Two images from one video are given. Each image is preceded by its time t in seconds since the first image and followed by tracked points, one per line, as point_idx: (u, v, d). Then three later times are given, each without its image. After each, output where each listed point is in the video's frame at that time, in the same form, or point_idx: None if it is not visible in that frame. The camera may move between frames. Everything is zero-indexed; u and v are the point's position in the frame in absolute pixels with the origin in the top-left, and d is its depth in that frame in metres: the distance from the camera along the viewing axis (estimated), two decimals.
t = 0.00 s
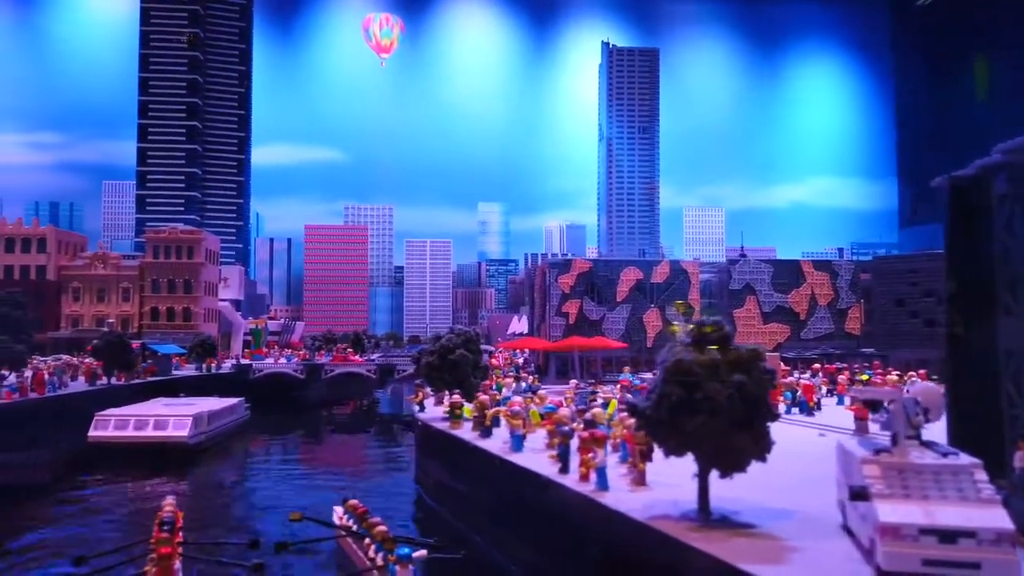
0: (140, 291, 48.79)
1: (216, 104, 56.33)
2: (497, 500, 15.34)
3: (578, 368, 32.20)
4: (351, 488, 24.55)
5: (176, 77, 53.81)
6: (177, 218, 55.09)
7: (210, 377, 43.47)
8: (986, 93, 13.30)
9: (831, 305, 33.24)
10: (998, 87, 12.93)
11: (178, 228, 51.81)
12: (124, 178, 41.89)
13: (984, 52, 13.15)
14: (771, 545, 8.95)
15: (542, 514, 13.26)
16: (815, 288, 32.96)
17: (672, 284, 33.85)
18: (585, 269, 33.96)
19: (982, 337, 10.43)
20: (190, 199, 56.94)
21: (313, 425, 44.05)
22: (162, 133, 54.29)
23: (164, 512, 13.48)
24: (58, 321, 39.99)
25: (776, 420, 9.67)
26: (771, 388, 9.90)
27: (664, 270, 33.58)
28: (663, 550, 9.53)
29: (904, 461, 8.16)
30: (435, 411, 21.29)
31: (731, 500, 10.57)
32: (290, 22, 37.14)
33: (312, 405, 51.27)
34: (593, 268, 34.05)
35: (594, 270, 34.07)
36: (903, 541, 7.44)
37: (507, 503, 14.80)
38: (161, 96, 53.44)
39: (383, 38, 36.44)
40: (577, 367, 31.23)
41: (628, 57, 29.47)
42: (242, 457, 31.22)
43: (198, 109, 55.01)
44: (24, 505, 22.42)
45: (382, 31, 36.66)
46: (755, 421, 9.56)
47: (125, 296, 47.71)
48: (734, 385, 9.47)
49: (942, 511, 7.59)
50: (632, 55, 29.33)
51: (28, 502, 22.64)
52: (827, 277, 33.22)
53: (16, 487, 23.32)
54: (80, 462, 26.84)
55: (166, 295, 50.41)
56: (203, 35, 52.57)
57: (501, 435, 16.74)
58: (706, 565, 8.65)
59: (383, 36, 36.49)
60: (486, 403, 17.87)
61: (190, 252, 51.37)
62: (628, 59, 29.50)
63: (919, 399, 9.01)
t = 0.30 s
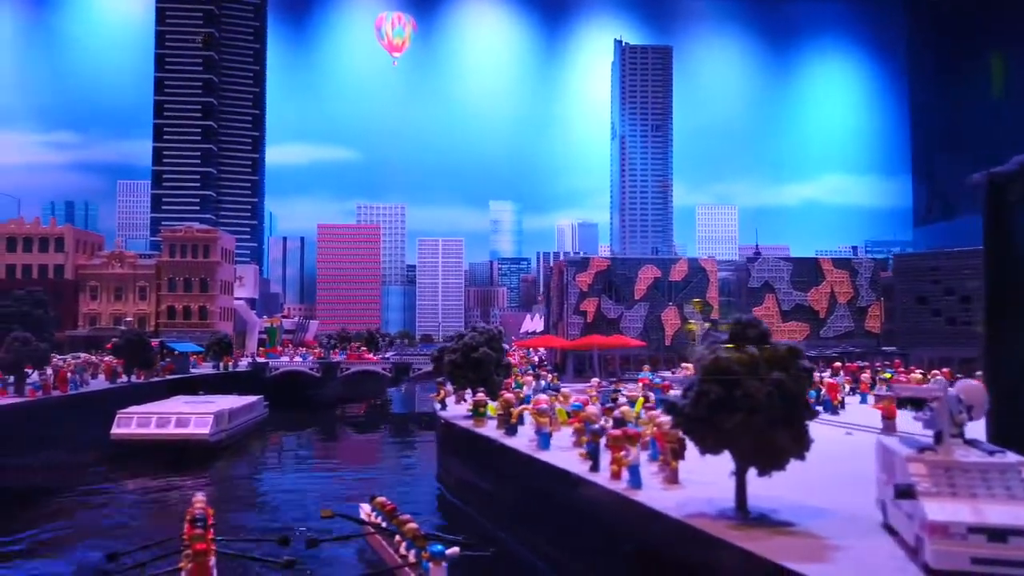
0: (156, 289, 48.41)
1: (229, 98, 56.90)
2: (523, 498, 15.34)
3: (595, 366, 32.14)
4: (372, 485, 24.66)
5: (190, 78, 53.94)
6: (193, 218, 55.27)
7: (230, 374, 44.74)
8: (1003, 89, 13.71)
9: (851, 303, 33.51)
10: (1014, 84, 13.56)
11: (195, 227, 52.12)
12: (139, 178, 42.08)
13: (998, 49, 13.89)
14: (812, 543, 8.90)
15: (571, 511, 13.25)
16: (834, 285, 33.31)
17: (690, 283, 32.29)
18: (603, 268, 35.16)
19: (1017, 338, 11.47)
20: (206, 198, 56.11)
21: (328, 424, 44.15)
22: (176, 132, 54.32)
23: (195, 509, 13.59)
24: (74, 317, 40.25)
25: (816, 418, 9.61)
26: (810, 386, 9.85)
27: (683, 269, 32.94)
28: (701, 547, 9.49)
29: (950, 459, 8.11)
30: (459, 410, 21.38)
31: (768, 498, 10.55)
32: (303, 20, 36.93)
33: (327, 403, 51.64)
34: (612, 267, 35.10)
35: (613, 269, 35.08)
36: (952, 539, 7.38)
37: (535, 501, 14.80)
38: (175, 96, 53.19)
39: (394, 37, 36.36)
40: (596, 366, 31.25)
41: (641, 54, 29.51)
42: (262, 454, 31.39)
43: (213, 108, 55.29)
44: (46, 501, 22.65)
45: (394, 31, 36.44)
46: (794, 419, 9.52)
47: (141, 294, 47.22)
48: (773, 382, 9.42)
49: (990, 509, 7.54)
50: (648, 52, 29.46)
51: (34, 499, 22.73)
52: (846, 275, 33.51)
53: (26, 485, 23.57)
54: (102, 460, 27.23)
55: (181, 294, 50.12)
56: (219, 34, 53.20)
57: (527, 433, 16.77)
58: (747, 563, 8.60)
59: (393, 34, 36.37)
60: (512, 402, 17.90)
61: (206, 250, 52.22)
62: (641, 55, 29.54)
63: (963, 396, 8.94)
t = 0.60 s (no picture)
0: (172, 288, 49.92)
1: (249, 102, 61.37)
2: (550, 496, 15.37)
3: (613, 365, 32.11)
4: (392, 483, 24.75)
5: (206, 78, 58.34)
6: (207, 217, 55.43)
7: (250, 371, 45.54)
8: (1017, 85, 14.75)
9: (871, 302, 33.34)
10: None
11: (210, 226, 51.95)
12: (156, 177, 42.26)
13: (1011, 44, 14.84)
14: (851, 542, 8.87)
15: (599, 510, 13.26)
16: (853, 284, 33.28)
17: (707, 283, 32.60)
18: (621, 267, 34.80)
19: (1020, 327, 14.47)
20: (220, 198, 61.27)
21: (342, 421, 44.46)
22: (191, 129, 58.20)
23: (225, 506, 13.68)
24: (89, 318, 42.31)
25: (853, 416, 9.58)
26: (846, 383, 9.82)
27: (700, 269, 32.84)
28: (737, 544, 9.47)
29: (994, 456, 8.07)
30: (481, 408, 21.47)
31: (802, 497, 10.53)
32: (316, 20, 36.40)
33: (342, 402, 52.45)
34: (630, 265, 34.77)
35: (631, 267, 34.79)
36: (998, 537, 7.35)
37: (562, 499, 14.81)
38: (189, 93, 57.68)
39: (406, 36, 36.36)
40: (613, 364, 31.25)
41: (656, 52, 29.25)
42: (280, 452, 31.59)
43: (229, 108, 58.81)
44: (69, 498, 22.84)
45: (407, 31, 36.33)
46: (831, 417, 9.48)
47: (158, 294, 48.80)
48: (811, 380, 9.40)
49: None
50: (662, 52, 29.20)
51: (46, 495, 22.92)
52: (865, 273, 33.37)
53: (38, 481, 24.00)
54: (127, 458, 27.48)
55: (198, 294, 50.69)
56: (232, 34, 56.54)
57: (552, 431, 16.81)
58: (786, 559, 8.62)
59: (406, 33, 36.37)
60: (536, 399, 17.92)
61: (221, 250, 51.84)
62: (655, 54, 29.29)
63: (1002, 393, 8.91)
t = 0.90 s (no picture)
0: (187, 288, 50.03)
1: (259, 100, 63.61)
2: (573, 495, 15.36)
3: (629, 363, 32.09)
4: (409, 481, 24.86)
5: (219, 79, 60.99)
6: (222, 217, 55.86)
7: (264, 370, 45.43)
8: None
9: (888, 300, 33.34)
10: None
11: (224, 226, 52.01)
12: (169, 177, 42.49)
13: None
14: (888, 540, 8.81)
15: (625, 508, 13.24)
16: (871, 282, 33.14)
17: (724, 281, 34.55)
18: (636, 266, 34.66)
19: None
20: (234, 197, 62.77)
21: (355, 421, 43.90)
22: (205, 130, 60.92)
23: (250, 503, 13.85)
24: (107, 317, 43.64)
25: (886, 414, 9.53)
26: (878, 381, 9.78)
27: (717, 265, 34.42)
28: (770, 542, 9.44)
29: None
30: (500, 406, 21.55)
31: (834, 495, 10.47)
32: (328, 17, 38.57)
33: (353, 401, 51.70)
34: (645, 263, 34.66)
35: (646, 266, 34.67)
36: None
37: (586, 497, 14.81)
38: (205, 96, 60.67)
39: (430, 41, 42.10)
40: (628, 363, 31.23)
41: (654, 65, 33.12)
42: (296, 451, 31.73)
43: (241, 108, 61.48)
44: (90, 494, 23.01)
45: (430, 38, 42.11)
46: (865, 415, 9.43)
47: (173, 293, 48.89)
48: (844, 377, 9.35)
49: None
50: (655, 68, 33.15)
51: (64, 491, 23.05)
52: (884, 272, 33.31)
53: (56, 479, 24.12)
54: (146, 458, 27.57)
55: (212, 293, 50.76)
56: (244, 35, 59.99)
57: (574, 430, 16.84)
58: (820, 558, 8.59)
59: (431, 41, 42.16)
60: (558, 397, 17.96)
61: (235, 250, 51.96)
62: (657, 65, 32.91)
63: None
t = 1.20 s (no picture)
0: (201, 288, 50.10)
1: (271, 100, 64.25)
2: (595, 494, 15.29)
3: (647, 363, 31.91)
4: (428, 480, 24.82)
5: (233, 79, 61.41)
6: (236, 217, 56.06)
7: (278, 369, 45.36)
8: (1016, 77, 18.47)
9: (907, 299, 33.53)
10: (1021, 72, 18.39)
11: (237, 225, 51.18)
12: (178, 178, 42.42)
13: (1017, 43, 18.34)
14: (927, 541, 8.70)
15: (650, 506, 13.16)
16: (889, 281, 33.31)
17: (740, 279, 34.31)
18: (652, 265, 34.47)
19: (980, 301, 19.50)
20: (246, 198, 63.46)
21: (368, 421, 43.74)
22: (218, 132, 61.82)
23: (275, 503, 13.85)
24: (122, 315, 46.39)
25: (922, 413, 9.42)
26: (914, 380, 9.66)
27: (734, 265, 34.17)
28: (802, 543, 9.34)
29: None
30: (519, 408, 21.51)
31: (868, 497, 10.36)
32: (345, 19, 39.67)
33: (367, 400, 51.74)
34: (662, 263, 34.49)
35: (662, 265, 34.51)
36: None
37: (608, 497, 14.75)
38: (217, 96, 61.25)
39: (429, 35, 42.90)
40: (645, 362, 31.10)
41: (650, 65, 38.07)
42: (314, 450, 31.83)
43: (253, 108, 61.99)
44: (104, 494, 22.90)
45: (429, 30, 42.71)
46: (900, 415, 9.32)
47: (187, 293, 49.35)
48: (880, 377, 9.26)
49: None
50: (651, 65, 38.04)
51: (76, 489, 23.13)
52: (902, 270, 33.41)
53: (76, 480, 24.17)
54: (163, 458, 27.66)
55: (227, 293, 50.60)
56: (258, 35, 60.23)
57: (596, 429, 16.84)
58: (857, 559, 8.47)
59: (429, 33, 42.88)
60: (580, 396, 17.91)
61: (248, 250, 51.32)
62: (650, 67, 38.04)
63: None
